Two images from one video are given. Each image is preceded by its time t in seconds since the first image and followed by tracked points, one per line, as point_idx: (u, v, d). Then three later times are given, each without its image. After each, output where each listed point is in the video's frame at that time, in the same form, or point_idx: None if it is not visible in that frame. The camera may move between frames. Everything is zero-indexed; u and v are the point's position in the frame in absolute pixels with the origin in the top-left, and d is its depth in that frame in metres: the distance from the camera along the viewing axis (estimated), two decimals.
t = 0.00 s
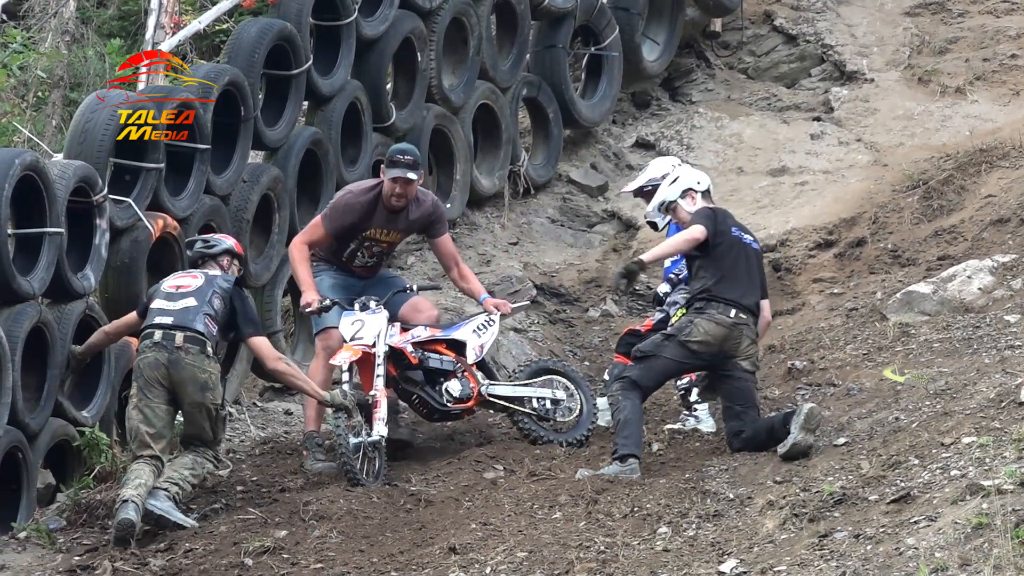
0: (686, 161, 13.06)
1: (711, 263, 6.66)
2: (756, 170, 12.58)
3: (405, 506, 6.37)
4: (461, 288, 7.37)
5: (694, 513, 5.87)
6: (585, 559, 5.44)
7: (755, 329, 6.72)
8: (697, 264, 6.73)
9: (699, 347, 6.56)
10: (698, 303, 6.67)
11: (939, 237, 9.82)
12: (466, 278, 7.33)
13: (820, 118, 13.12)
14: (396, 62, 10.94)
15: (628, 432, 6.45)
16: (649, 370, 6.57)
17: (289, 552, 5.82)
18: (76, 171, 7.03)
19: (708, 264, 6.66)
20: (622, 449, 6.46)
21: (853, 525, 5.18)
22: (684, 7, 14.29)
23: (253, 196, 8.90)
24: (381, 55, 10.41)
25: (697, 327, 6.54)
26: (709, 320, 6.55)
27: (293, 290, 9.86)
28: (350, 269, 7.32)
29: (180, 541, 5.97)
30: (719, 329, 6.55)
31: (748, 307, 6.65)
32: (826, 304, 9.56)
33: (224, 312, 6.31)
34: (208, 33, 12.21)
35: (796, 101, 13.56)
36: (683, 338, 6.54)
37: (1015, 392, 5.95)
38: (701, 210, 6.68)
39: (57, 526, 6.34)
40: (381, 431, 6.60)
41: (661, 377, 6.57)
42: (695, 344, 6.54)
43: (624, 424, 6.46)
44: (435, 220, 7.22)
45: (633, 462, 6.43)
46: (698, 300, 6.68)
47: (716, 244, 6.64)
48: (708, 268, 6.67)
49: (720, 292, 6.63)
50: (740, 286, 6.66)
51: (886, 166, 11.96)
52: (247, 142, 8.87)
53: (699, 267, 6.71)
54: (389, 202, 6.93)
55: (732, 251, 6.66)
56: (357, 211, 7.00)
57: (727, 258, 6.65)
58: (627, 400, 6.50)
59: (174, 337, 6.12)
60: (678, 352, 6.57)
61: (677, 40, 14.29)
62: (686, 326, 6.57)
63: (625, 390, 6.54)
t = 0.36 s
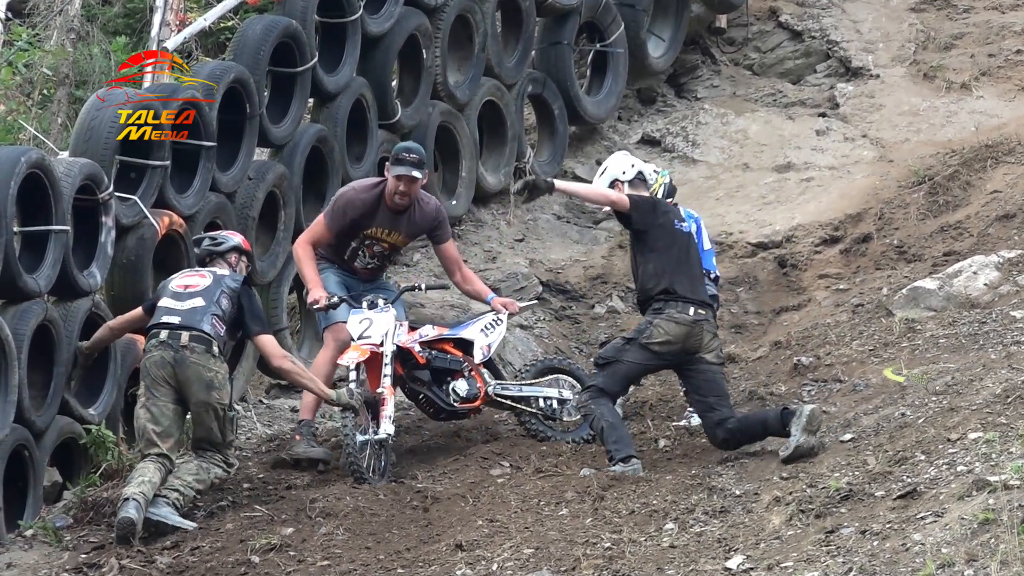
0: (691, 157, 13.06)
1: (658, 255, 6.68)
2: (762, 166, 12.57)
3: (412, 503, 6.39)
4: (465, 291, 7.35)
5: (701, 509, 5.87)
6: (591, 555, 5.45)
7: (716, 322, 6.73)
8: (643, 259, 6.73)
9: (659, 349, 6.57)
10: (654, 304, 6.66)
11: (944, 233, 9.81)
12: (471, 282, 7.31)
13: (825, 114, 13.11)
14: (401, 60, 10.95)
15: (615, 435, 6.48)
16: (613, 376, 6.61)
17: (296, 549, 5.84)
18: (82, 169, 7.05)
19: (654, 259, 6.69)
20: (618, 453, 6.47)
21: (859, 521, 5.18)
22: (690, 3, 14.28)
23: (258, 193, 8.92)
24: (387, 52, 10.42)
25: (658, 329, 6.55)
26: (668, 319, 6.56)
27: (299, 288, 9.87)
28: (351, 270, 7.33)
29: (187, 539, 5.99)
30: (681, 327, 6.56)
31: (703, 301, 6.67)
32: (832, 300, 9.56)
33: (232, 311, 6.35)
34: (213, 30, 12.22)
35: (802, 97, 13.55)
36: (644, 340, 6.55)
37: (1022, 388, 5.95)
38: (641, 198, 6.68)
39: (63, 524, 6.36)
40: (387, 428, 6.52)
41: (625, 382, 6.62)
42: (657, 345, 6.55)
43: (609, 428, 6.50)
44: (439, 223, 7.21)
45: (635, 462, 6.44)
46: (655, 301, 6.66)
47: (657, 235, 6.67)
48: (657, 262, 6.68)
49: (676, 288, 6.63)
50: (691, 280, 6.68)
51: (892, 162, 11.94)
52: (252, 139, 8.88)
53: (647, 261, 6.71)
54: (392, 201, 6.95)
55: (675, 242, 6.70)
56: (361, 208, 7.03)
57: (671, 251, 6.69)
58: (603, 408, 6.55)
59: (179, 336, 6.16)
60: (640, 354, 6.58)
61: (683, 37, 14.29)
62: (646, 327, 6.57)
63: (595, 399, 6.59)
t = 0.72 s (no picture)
0: (694, 159, 13.06)
1: (637, 228, 6.80)
2: (764, 167, 12.57)
3: (415, 505, 6.40)
4: (450, 287, 7.36)
5: (703, 511, 5.86)
6: (595, 558, 5.45)
7: (699, 293, 6.87)
8: (625, 232, 6.86)
9: (654, 324, 6.67)
10: (640, 276, 6.78)
11: (947, 234, 9.80)
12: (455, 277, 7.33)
13: (827, 115, 13.10)
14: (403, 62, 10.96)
15: (628, 436, 6.45)
16: (625, 362, 6.64)
17: (299, 552, 5.84)
18: (84, 172, 7.06)
19: (637, 232, 6.81)
20: (623, 454, 6.46)
21: (862, 522, 5.18)
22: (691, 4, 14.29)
23: (261, 196, 8.93)
24: (389, 55, 10.43)
25: (647, 303, 6.66)
26: (655, 293, 6.68)
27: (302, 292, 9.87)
28: (333, 272, 7.29)
29: (190, 542, 5.99)
30: (669, 299, 6.68)
31: (689, 272, 6.79)
32: (835, 301, 9.55)
33: (230, 318, 6.29)
34: (215, 34, 12.24)
35: (804, 98, 13.55)
36: (636, 316, 6.65)
37: None
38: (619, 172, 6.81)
39: (67, 528, 6.38)
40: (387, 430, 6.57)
41: (637, 363, 6.65)
42: (650, 319, 6.64)
43: (621, 428, 6.47)
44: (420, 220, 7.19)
45: (637, 464, 6.42)
46: (640, 274, 6.78)
47: (637, 206, 6.78)
48: (638, 234, 6.80)
49: (659, 259, 6.75)
50: (675, 250, 6.79)
51: (894, 163, 11.94)
52: (254, 142, 8.89)
53: (628, 234, 6.84)
54: (373, 200, 6.92)
55: (654, 213, 6.80)
56: (341, 210, 6.98)
57: (651, 223, 6.79)
58: (619, 401, 6.52)
59: (172, 348, 6.14)
60: (639, 333, 6.68)
61: (684, 38, 14.29)
62: (635, 304, 6.68)
63: (614, 391, 6.57)
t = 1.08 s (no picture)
0: (687, 162, 13.08)
1: (626, 234, 6.83)
2: (757, 171, 12.59)
3: (409, 509, 6.39)
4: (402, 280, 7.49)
5: (697, 515, 5.86)
6: (589, 561, 5.44)
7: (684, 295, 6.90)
8: (615, 240, 6.89)
9: (645, 325, 6.71)
10: (626, 279, 6.79)
11: (940, 237, 9.82)
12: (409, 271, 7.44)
13: (820, 119, 13.12)
14: (396, 66, 10.96)
15: (625, 439, 6.45)
16: (624, 363, 6.60)
17: (293, 557, 5.83)
18: (77, 177, 7.04)
19: (626, 238, 6.83)
20: (619, 458, 6.45)
21: (856, 525, 5.18)
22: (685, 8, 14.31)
23: (254, 200, 8.93)
24: (382, 58, 10.42)
25: (636, 306, 6.68)
26: (645, 297, 6.70)
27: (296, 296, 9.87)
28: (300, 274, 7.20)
29: (184, 546, 5.96)
30: (656, 304, 6.72)
31: (674, 273, 6.82)
32: (828, 304, 9.56)
33: (201, 351, 6.27)
34: (208, 38, 12.24)
35: (797, 101, 13.57)
36: (629, 320, 6.66)
37: (1018, 391, 5.95)
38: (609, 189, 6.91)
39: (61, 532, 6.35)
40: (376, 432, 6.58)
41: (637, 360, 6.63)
42: (642, 322, 6.68)
43: (620, 429, 6.45)
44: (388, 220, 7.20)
45: (631, 467, 6.42)
46: (626, 276, 6.78)
47: (626, 215, 6.82)
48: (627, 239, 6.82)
49: (643, 261, 6.76)
50: (663, 252, 6.81)
51: (887, 166, 11.95)
52: (248, 146, 8.88)
53: (618, 240, 6.86)
54: (349, 202, 6.87)
55: (642, 217, 6.80)
56: (315, 213, 6.90)
57: (639, 227, 6.79)
58: (619, 402, 6.50)
59: (144, 389, 6.13)
60: (635, 336, 6.68)
61: (677, 42, 14.31)
62: (626, 307, 6.69)
63: (614, 393, 6.54)
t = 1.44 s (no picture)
0: (689, 162, 13.08)
1: (627, 232, 6.84)
2: (760, 170, 12.58)
3: (412, 509, 6.40)
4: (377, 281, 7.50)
5: (699, 515, 5.86)
6: (591, 561, 5.44)
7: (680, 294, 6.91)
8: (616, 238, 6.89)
9: (645, 323, 6.72)
10: (624, 278, 6.81)
11: (942, 236, 9.81)
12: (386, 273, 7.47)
13: (823, 118, 13.11)
14: (398, 66, 10.96)
15: (627, 438, 6.45)
16: (629, 361, 6.61)
17: (296, 556, 5.83)
18: (79, 177, 7.05)
19: (627, 236, 6.83)
20: (622, 457, 6.45)
21: (859, 524, 5.18)
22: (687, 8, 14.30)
23: (257, 200, 8.94)
24: (384, 58, 10.42)
25: (637, 304, 6.69)
26: (645, 297, 6.72)
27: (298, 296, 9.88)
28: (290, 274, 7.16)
29: (187, 546, 5.96)
30: (655, 303, 6.74)
31: (671, 272, 6.85)
32: (831, 303, 9.55)
33: (198, 357, 6.25)
34: (210, 37, 12.25)
35: (799, 101, 13.56)
36: (629, 318, 6.67)
37: (1021, 391, 5.94)
38: (612, 180, 6.86)
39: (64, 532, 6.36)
40: (377, 433, 6.57)
41: (639, 359, 6.63)
42: (642, 321, 6.69)
43: (623, 428, 6.45)
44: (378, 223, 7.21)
45: (634, 467, 6.41)
46: (623, 274, 6.80)
47: (629, 211, 6.81)
48: (628, 237, 6.83)
49: (641, 262, 6.78)
50: (660, 251, 6.83)
51: (890, 165, 11.94)
52: (250, 146, 8.88)
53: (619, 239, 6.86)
54: (344, 202, 6.87)
55: (644, 215, 6.82)
56: (310, 212, 6.89)
57: (640, 226, 6.81)
58: (622, 400, 6.48)
59: (142, 400, 6.14)
60: (636, 333, 6.68)
61: (680, 41, 14.30)
62: (625, 305, 6.70)
63: (620, 392, 6.52)
